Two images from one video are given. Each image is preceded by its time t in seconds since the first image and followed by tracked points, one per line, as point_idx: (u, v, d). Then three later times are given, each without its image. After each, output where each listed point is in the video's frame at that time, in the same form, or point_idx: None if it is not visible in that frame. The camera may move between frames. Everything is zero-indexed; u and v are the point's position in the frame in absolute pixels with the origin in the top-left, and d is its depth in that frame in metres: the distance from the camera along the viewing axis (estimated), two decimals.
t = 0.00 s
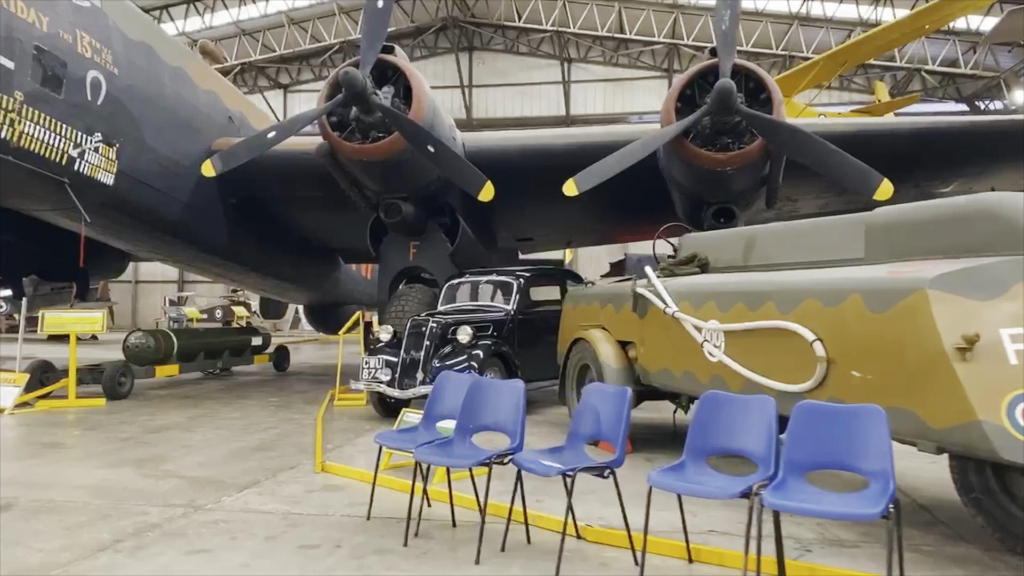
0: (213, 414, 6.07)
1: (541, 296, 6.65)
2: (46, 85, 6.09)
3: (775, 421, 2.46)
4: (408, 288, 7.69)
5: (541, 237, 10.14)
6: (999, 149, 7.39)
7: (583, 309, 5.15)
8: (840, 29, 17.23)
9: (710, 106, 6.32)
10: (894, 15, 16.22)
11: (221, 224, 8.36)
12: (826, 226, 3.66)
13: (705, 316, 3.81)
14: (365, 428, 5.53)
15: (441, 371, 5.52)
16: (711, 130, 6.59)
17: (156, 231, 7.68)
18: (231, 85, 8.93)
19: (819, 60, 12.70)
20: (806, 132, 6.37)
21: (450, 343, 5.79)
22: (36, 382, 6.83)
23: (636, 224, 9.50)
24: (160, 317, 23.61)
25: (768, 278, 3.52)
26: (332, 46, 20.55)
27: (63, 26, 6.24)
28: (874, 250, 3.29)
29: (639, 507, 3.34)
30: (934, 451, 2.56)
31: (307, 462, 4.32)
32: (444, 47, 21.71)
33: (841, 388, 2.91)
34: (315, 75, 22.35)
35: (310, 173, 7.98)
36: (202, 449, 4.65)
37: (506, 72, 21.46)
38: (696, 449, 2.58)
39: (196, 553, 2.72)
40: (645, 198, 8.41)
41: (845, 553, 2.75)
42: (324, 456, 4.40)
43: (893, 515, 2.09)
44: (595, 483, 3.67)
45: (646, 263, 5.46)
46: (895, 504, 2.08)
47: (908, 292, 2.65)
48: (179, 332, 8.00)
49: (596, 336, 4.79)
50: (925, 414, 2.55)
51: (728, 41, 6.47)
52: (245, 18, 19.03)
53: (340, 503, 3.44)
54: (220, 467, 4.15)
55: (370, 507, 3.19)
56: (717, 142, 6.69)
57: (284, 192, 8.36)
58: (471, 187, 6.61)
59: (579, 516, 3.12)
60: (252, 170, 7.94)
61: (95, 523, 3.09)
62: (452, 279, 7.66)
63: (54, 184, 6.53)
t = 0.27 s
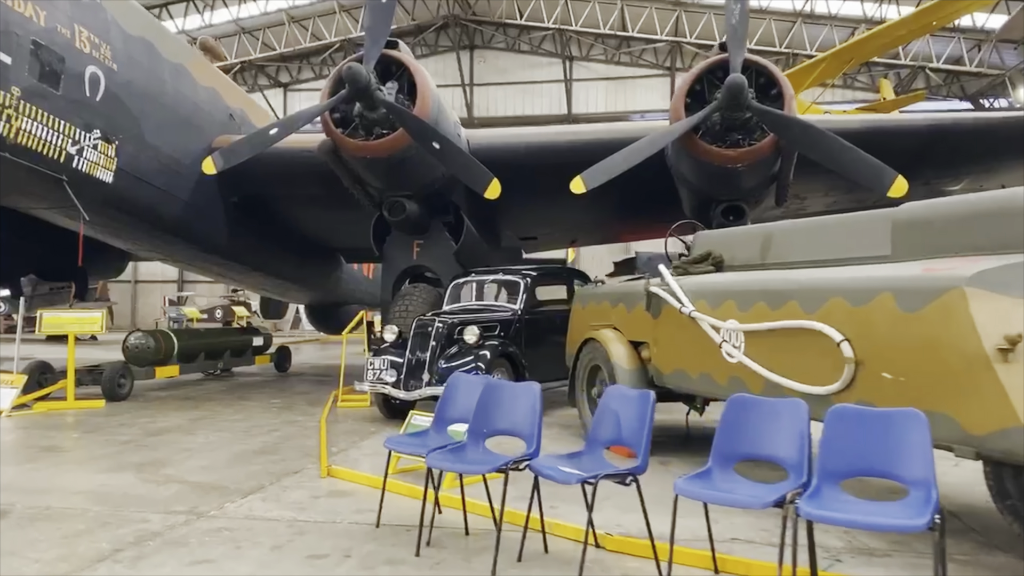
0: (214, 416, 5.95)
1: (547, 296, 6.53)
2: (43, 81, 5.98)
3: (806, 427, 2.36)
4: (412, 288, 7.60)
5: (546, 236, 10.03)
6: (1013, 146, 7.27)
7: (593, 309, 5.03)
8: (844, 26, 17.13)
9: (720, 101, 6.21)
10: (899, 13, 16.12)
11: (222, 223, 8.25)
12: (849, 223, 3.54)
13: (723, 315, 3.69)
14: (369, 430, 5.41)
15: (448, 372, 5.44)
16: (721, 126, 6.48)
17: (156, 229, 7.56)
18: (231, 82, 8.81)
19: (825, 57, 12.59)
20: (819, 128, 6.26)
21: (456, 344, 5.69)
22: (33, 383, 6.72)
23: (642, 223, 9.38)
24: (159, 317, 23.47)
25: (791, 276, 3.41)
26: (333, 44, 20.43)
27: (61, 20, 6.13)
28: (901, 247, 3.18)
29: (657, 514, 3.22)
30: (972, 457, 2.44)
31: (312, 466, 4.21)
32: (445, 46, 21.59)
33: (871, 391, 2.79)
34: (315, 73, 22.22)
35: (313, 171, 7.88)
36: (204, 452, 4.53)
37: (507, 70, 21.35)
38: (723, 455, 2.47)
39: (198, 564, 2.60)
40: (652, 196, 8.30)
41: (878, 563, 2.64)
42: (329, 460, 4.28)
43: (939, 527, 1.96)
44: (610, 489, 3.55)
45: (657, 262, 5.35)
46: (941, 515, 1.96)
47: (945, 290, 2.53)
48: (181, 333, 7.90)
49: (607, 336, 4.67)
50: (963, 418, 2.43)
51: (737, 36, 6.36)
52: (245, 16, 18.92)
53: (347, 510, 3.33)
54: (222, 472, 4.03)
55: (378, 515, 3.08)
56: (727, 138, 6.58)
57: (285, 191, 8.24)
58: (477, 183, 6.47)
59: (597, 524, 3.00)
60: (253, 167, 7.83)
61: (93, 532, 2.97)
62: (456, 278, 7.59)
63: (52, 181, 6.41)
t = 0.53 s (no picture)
0: (216, 419, 5.84)
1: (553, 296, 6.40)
2: (41, 77, 5.86)
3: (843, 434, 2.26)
4: (416, 288, 7.47)
5: (550, 235, 9.91)
6: None
7: (604, 309, 4.92)
8: (847, 24, 17.04)
9: (731, 97, 6.11)
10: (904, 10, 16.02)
11: (223, 222, 8.13)
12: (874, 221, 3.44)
13: (743, 315, 3.58)
14: (375, 433, 5.30)
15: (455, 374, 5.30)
16: (732, 122, 6.37)
17: (157, 228, 7.45)
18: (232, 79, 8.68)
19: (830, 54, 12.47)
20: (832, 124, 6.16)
21: (464, 345, 5.54)
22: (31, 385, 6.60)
23: (648, 221, 9.27)
24: (159, 317, 23.34)
25: (814, 275, 3.30)
26: (333, 43, 20.30)
27: (59, 15, 6.01)
28: (931, 245, 3.08)
29: (678, 522, 3.11)
30: (1014, 464, 2.33)
31: (318, 471, 4.09)
32: (446, 44, 21.47)
33: (903, 394, 2.69)
34: (316, 72, 22.09)
35: (315, 169, 7.77)
36: (207, 456, 4.41)
37: (509, 69, 21.23)
38: (752, 462, 2.39)
39: None
40: (659, 195, 8.19)
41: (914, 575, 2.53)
42: (335, 464, 4.16)
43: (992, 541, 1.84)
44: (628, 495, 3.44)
45: (669, 261, 5.24)
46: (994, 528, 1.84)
47: (983, 290, 2.42)
48: (181, 333, 7.77)
49: (620, 336, 4.55)
50: (1004, 423, 2.32)
51: (748, 30, 6.25)
52: (245, 14, 18.80)
53: (357, 517, 3.21)
54: (226, 477, 3.91)
55: (389, 523, 2.96)
56: (738, 135, 6.47)
57: (287, 189, 8.13)
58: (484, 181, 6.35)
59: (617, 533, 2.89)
60: (255, 164, 7.72)
61: (93, 542, 2.86)
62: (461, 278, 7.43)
63: (51, 179, 6.29)
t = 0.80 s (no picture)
0: (217, 422, 5.71)
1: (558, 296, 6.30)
2: (38, 73, 5.73)
3: (883, 442, 2.12)
4: (420, 289, 7.31)
5: (555, 234, 9.79)
6: None
7: (616, 309, 4.80)
8: (851, 22, 16.93)
9: (743, 93, 5.99)
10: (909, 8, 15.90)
11: (224, 221, 8.01)
12: (902, 217, 3.32)
13: (766, 316, 3.47)
14: (381, 436, 5.18)
15: (462, 376, 5.20)
16: (742, 119, 6.26)
17: (156, 227, 7.32)
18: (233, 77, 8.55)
19: (836, 51, 12.33)
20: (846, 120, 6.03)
21: (471, 346, 5.43)
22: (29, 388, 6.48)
23: (654, 221, 9.16)
24: (159, 318, 23.20)
25: (840, 274, 3.19)
26: (333, 41, 20.17)
27: (57, 10, 5.88)
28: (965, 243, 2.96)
29: (701, 533, 2.99)
30: None
31: (324, 477, 3.97)
32: (447, 43, 21.34)
33: (940, 399, 2.57)
34: (316, 71, 21.94)
35: (317, 168, 7.66)
36: (209, 461, 4.29)
37: (510, 68, 21.11)
38: (786, 470, 2.29)
39: None
40: (666, 193, 8.07)
41: None
42: (341, 470, 4.04)
43: None
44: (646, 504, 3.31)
45: (681, 261, 5.11)
46: None
47: None
48: (181, 334, 7.65)
49: (632, 337, 4.44)
50: None
51: (760, 25, 6.11)
52: (245, 13, 18.69)
53: (366, 527, 3.09)
54: (229, 484, 3.79)
55: (400, 533, 2.84)
56: (749, 132, 6.36)
57: (289, 188, 8.00)
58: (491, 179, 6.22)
59: (639, 544, 2.78)
60: (256, 162, 7.60)
61: (91, 554, 2.73)
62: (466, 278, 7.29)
63: (48, 177, 6.17)
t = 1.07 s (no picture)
0: (220, 424, 5.59)
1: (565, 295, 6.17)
2: (35, 67, 5.60)
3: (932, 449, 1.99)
4: (425, 288, 7.19)
5: (560, 233, 9.67)
6: None
7: (628, 309, 4.68)
8: (855, 19, 16.82)
9: (756, 87, 5.87)
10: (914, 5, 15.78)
11: (225, 219, 7.88)
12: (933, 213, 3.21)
13: (790, 315, 3.34)
14: (387, 438, 5.05)
15: (469, 378, 5.06)
16: (754, 114, 6.14)
17: (156, 226, 7.19)
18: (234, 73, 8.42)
19: (843, 48, 12.23)
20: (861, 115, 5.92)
21: (479, 347, 5.29)
22: (27, 389, 6.35)
23: (660, 219, 9.03)
24: (158, 317, 23.05)
25: (870, 271, 3.06)
26: (333, 39, 20.03)
27: (55, 3, 5.76)
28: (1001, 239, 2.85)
29: (727, 542, 2.87)
30: None
31: (331, 481, 3.85)
32: (448, 41, 21.21)
33: (983, 402, 2.45)
34: (316, 69, 21.80)
35: (319, 165, 7.54)
36: (212, 465, 4.17)
37: (511, 65, 20.98)
38: (827, 479, 2.15)
39: None
40: (674, 191, 7.95)
41: None
42: (349, 474, 3.92)
43: None
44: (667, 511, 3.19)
45: (695, 259, 4.99)
46: None
47: None
48: (182, 334, 7.53)
49: (647, 337, 4.31)
50: None
51: (773, 18, 6.00)
52: (245, 10, 18.55)
53: (377, 535, 2.97)
54: (232, 489, 3.66)
55: (415, 542, 2.72)
56: (761, 127, 6.23)
57: (291, 185, 7.88)
58: (498, 176, 6.08)
59: (664, 554, 2.66)
60: (258, 158, 7.48)
61: (90, 565, 2.61)
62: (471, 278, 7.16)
63: (46, 174, 6.04)
